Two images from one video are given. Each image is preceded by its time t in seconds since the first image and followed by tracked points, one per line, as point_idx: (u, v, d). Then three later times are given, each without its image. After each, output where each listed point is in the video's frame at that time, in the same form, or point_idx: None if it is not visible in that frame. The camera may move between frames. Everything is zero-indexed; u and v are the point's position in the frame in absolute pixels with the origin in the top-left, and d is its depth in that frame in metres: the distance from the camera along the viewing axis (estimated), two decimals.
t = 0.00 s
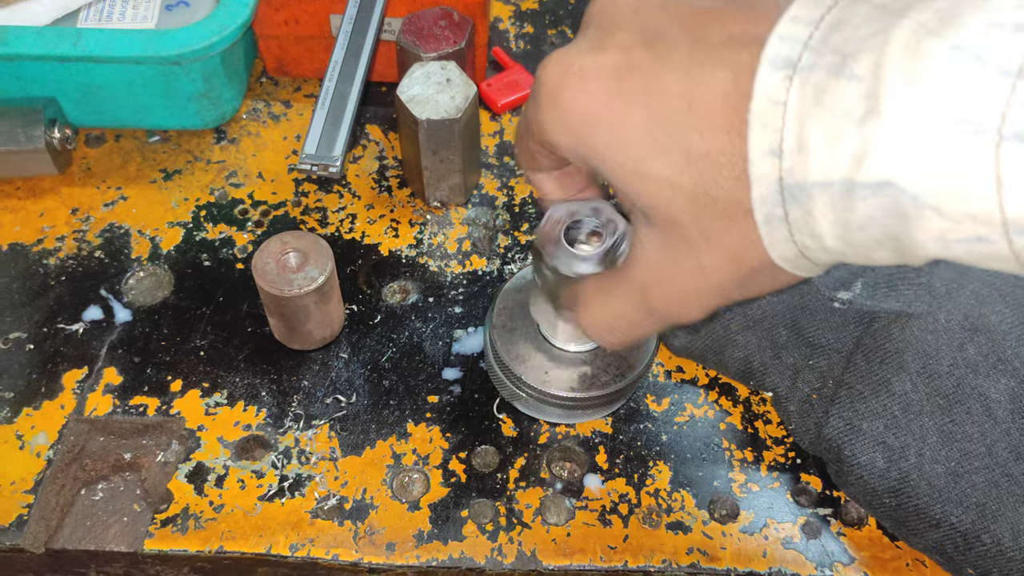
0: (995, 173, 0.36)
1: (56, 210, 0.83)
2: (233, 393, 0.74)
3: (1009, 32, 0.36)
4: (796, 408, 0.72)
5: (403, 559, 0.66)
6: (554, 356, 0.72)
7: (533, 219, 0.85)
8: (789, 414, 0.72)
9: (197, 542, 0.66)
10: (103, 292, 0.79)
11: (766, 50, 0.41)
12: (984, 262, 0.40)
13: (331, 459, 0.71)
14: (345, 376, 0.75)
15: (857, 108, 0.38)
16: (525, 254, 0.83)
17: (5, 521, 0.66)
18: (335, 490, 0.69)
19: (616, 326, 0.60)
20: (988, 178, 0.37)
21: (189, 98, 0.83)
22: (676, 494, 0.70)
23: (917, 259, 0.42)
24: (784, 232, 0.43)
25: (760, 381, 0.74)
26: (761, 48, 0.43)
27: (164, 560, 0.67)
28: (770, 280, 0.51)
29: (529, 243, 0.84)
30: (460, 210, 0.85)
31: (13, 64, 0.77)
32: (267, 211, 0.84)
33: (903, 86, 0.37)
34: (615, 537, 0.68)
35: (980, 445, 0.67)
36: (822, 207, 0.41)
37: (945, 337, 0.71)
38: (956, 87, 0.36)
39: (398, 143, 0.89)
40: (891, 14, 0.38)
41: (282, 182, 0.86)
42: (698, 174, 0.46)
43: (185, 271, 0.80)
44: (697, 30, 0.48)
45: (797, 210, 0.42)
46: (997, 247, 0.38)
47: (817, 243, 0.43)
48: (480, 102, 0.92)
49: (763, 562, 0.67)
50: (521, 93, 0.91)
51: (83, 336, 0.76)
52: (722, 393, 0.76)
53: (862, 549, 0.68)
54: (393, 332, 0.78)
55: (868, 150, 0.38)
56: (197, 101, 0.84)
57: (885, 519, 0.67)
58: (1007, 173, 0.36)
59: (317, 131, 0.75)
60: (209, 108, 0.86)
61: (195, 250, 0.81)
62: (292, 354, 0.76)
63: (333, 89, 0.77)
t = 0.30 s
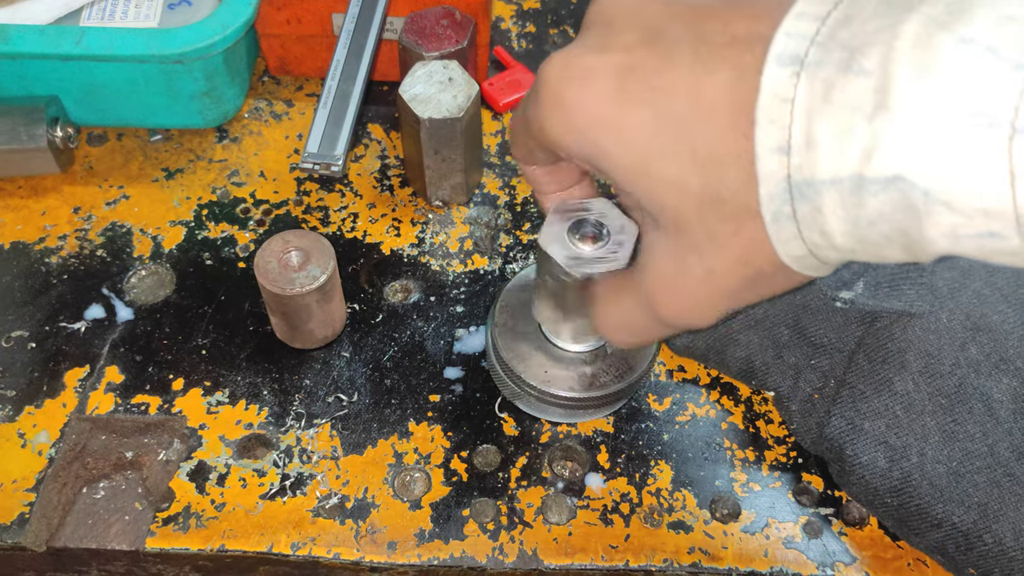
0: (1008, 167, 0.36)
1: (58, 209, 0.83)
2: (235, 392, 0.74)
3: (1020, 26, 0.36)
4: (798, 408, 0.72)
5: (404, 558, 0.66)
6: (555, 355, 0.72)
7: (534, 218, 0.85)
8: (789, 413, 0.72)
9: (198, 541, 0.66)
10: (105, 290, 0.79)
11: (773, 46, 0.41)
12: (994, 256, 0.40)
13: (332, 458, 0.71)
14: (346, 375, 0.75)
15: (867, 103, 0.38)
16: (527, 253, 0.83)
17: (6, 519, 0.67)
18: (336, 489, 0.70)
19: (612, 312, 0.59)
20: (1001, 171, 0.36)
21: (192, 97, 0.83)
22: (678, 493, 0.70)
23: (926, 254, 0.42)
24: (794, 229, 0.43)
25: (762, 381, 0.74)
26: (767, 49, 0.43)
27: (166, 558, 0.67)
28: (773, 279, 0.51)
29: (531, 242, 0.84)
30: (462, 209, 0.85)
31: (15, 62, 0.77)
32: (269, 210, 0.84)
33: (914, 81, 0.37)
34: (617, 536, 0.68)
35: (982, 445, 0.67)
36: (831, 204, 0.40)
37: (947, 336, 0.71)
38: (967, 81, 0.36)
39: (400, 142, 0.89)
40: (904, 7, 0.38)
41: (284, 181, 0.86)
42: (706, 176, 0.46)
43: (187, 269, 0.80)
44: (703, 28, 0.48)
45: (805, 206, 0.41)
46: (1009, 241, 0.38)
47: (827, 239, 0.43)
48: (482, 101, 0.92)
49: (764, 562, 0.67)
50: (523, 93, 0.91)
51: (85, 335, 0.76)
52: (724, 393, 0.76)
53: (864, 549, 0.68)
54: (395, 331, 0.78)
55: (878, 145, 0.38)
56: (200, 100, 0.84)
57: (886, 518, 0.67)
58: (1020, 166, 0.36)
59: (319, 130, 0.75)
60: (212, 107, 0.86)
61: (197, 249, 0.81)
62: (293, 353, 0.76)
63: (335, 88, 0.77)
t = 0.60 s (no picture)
0: (1002, 164, 0.36)
1: (62, 209, 0.83)
2: (238, 392, 0.74)
3: (1011, 23, 0.36)
4: (799, 409, 0.72)
5: (407, 558, 0.66)
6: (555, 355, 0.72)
7: (536, 219, 0.85)
8: (791, 414, 0.72)
9: (201, 540, 0.67)
10: (108, 290, 0.79)
11: (768, 44, 0.41)
12: (990, 254, 0.40)
13: (335, 458, 0.71)
14: (349, 375, 0.76)
15: (861, 102, 0.38)
16: (529, 254, 0.83)
17: (10, 519, 0.67)
18: (338, 489, 0.70)
19: (640, 338, 0.60)
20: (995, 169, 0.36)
21: (194, 97, 0.83)
22: (679, 493, 0.70)
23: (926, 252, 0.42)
24: (788, 229, 0.44)
25: (763, 381, 0.74)
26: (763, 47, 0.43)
27: (169, 557, 0.67)
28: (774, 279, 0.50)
29: (533, 242, 0.84)
30: (464, 210, 0.85)
31: (18, 62, 0.77)
32: (272, 211, 0.84)
33: (907, 78, 0.37)
34: (618, 536, 0.68)
35: (983, 445, 0.67)
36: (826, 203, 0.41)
37: (948, 337, 0.72)
38: (961, 77, 0.36)
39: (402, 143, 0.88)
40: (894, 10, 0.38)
41: (287, 182, 0.86)
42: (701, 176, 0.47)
43: (190, 270, 0.80)
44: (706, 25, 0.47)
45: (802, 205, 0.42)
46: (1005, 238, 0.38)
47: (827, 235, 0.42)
48: (485, 102, 0.91)
49: (766, 562, 0.67)
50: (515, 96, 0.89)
51: (88, 335, 0.76)
52: (725, 393, 0.75)
53: (865, 549, 0.68)
54: (397, 331, 0.78)
55: (873, 142, 0.38)
56: (203, 101, 0.84)
57: (888, 519, 0.66)
58: (1015, 164, 0.36)
59: (321, 131, 0.75)
60: (215, 108, 0.86)
61: (200, 249, 0.81)
62: (295, 353, 0.76)
63: (338, 89, 0.77)
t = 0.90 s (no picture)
0: (925, 183, 0.34)
1: (65, 206, 0.83)
2: (239, 389, 0.74)
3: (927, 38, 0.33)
4: (800, 407, 0.73)
5: (407, 555, 0.66)
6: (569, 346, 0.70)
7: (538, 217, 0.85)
8: (792, 412, 0.73)
9: (202, 536, 0.67)
10: (110, 287, 0.79)
11: (709, 75, 0.41)
12: (942, 267, 0.38)
13: (336, 455, 0.72)
14: (350, 372, 0.76)
15: (795, 128, 0.37)
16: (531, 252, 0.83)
17: (12, 514, 0.67)
18: (339, 485, 0.70)
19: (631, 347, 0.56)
20: (921, 187, 0.34)
21: (197, 94, 0.83)
22: (679, 492, 0.70)
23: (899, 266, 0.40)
24: (749, 247, 0.42)
25: (764, 380, 0.75)
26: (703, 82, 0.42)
27: (170, 553, 0.67)
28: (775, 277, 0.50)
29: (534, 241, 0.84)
30: (466, 208, 0.85)
31: (22, 59, 0.78)
32: (274, 208, 0.84)
33: (832, 100, 0.35)
34: (618, 534, 0.68)
35: (983, 445, 0.67)
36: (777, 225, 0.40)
37: (949, 337, 0.70)
38: (883, 99, 0.34)
39: (404, 141, 0.88)
40: (823, 35, 0.37)
41: (289, 179, 0.86)
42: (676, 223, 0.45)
43: (191, 267, 0.80)
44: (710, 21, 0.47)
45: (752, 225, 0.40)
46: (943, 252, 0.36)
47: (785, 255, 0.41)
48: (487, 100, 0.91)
49: (766, 560, 0.67)
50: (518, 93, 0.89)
51: (90, 331, 0.77)
52: (726, 392, 0.76)
53: (865, 548, 0.68)
54: (398, 329, 0.78)
55: (808, 168, 0.37)
56: (205, 99, 0.84)
57: (889, 518, 0.68)
58: (939, 183, 0.34)
59: (324, 128, 0.75)
60: (217, 106, 0.86)
61: (202, 247, 0.81)
62: (296, 350, 0.77)
63: (340, 86, 0.77)
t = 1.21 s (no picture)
0: (1008, 159, 0.39)
1: (84, 209, 0.84)
2: (257, 391, 0.75)
3: (998, 66, 0.41)
4: (817, 411, 0.73)
5: (424, 557, 0.67)
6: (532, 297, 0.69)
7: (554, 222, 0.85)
8: (810, 416, 0.73)
9: (221, 538, 0.67)
10: (129, 290, 0.79)
11: (834, 78, 0.44)
12: (979, 267, 0.42)
13: (353, 457, 0.72)
14: (367, 375, 0.76)
15: (914, 120, 0.41)
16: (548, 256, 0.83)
17: (33, 515, 0.68)
18: (357, 488, 0.70)
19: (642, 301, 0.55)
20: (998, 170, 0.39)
21: (215, 98, 0.84)
22: (696, 495, 0.70)
23: (905, 281, 0.44)
24: (820, 228, 0.43)
25: (780, 384, 0.75)
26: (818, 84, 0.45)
27: (188, 555, 0.68)
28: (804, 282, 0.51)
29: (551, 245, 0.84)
30: (483, 211, 0.85)
31: (42, 62, 0.78)
32: (291, 211, 0.84)
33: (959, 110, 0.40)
34: (635, 537, 0.68)
35: (1003, 449, 0.66)
36: (859, 213, 0.42)
37: (968, 340, 0.71)
38: (999, 109, 0.39)
39: (421, 144, 0.88)
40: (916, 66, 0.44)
41: (306, 182, 0.86)
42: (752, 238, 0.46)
43: (209, 270, 0.81)
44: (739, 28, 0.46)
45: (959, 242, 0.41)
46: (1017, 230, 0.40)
47: (854, 255, 0.43)
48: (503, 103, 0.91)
49: (782, 564, 0.67)
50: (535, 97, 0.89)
51: (109, 334, 0.77)
52: (743, 396, 0.75)
53: (882, 552, 0.68)
54: (415, 332, 0.78)
55: (945, 134, 0.40)
56: (223, 102, 0.85)
57: (906, 522, 0.68)
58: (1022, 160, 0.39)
59: (343, 132, 0.75)
60: (235, 109, 0.86)
61: (220, 249, 0.82)
62: (314, 352, 0.77)
63: (359, 90, 0.77)
